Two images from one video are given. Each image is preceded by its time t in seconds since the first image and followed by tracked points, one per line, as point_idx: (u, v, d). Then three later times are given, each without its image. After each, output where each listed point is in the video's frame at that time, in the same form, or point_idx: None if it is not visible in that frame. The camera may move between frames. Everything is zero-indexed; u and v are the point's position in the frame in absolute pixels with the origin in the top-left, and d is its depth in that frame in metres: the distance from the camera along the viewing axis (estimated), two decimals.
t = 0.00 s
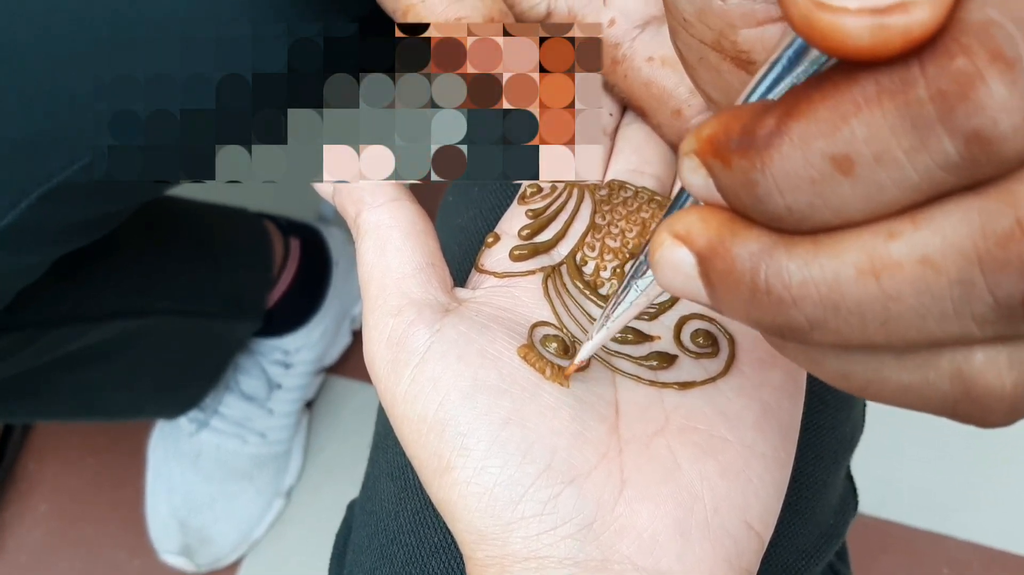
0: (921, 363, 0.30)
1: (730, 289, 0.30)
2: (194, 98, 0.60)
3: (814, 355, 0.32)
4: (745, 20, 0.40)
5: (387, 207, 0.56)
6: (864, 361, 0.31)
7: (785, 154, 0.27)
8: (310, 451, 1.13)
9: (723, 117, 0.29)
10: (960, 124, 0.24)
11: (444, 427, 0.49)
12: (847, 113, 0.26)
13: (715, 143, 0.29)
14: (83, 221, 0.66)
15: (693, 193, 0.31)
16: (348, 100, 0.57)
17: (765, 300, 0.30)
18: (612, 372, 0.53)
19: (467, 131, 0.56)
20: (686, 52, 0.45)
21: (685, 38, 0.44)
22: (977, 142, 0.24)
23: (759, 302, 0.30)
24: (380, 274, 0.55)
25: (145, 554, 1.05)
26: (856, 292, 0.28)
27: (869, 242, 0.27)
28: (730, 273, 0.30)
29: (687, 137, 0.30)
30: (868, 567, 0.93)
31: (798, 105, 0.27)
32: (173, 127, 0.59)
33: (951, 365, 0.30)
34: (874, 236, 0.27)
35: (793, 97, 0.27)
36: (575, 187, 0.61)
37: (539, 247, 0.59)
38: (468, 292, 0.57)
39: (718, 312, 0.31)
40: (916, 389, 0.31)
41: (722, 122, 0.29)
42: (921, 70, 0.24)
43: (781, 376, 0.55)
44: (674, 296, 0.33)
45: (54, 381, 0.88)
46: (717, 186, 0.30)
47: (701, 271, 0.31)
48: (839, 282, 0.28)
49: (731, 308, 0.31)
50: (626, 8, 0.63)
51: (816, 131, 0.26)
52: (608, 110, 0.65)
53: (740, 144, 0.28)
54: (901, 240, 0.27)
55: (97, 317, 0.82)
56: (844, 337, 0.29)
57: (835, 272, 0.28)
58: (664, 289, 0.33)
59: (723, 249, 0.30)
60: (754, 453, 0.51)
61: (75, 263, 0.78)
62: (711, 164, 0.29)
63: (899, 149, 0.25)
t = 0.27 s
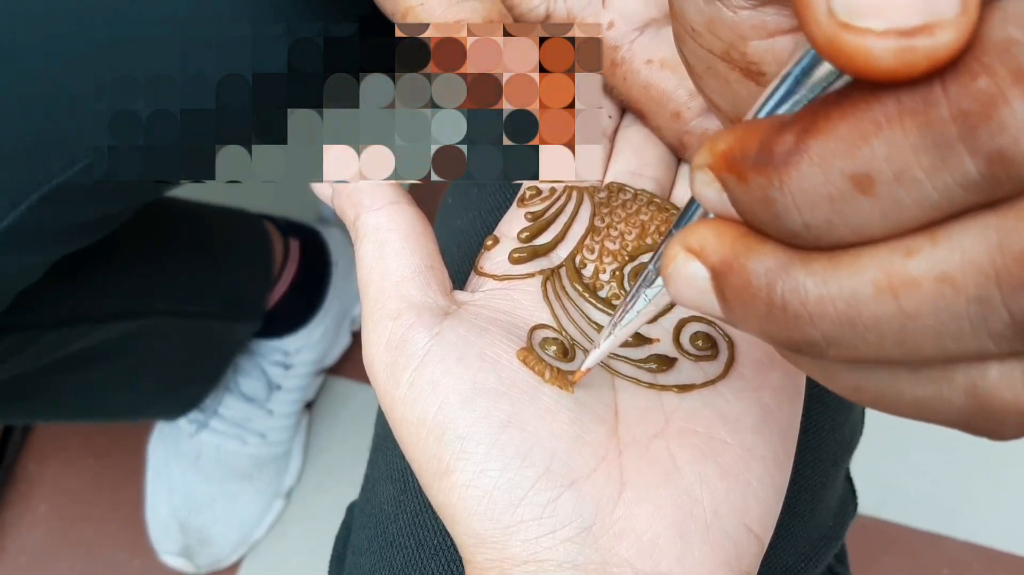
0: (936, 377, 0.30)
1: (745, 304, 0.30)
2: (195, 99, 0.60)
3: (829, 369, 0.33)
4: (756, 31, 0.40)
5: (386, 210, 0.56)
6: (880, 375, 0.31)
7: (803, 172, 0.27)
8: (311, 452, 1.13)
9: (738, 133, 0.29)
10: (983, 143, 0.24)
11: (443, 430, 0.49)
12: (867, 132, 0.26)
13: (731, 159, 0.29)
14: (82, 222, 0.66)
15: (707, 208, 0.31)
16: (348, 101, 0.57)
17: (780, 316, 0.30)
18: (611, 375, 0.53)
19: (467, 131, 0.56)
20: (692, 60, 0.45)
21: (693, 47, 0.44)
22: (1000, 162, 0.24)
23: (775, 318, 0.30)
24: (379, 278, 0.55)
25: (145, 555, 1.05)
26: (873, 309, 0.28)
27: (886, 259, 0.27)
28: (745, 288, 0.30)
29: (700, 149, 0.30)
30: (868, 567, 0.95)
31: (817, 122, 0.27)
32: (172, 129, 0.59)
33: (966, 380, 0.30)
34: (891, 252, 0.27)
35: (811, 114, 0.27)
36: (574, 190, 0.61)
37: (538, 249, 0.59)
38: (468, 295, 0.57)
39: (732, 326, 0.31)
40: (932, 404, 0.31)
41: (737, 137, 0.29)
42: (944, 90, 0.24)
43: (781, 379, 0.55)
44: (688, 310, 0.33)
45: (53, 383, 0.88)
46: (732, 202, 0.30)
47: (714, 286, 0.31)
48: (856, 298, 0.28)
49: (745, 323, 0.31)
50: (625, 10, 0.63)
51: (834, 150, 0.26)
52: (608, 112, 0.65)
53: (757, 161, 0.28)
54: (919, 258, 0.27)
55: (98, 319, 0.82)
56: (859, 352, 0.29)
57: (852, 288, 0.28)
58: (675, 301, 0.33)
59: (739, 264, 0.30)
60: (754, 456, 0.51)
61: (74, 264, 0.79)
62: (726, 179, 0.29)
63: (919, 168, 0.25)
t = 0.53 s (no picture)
0: (938, 385, 0.30)
1: (749, 313, 0.30)
2: (194, 100, 0.60)
3: (833, 376, 0.33)
4: (757, 36, 0.39)
5: (382, 213, 0.55)
6: (885, 382, 0.32)
7: (807, 181, 0.27)
8: (310, 453, 1.13)
9: (741, 141, 0.28)
10: (986, 153, 0.24)
11: (439, 433, 0.48)
12: (872, 142, 0.25)
13: (735, 169, 0.28)
14: (81, 223, 0.66)
15: (706, 214, 0.31)
16: (347, 102, 0.57)
17: (785, 325, 0.30)
18: (607, 377, 0.53)
19: (467, 132, 0.57)
20: (692, 65, 0.45)
21: (693, 52, 0.45)
22: (1003, 171, 0.24)
23: (779, 326, 0.30)
24: (375, 281, 0.54)
25: (145, 555, 1.05)
26: (878, 318, 0.28)
27: (891, 269, 0.27)
28: (750, 296, 0.30)
29: (704, 158, 0.30)
30: (866, 568, 0.94)
31: (820, 131, 0.26)
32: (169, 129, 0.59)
33: (968, 387, 0.30)
34: (896, 262, 0.27)
35: (814, 122, 0.27)
36: (571, 192, 0.61)
37: (534, 251, 0.59)
38: (464, 297, 0.57)
39: (737, 333, 0.32)
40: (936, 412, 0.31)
41: (741, 145, 0.28)
42: (948, 100, 0.24)
43: (778, 381, 0.55)
44: (692, 316, 0.33)
45: (53, 384, 0.88)
46: (736, 210, 0.29)
47: (719, 293, 0.31)
48: (862, 307, 0.28)
49: (750, 331, 0.31)
50: (623, 11, 0.63)
51: (837, 159, 0.26)
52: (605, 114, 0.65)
53: (760, 170, 0.28)
54: (924, 267, 0.27)
55: (98, 320, 0.82)
56: (865, 360, 0.29)
57: (858, 298, 0.28)
58: (676, 306, 0.33)
59: (743, 272, 0.30)
60: (752, 458, 0.51)
61: (74, 266, 0.79)
62: (730, 187, 0.29)
63: (924, 178, 0.25)
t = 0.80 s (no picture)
0: (948, 385, 0.30)
1: (759, 314, 0.30)
2: (192, 98, 0.60)
3: (842, 376, 0.33)
4: (761, 37, 0.39)
5: (380, 210, 0.55)
6: (893, 382, 0.31)
7: (815, 182, 0.27)
8: (310, 452, 1.13)
9: (750, 142, 0.29)
10: (995, 153, 0.24)
11: (437, 430, 0.48)
12: (878, 143, 0.25)
13: (741, 168, 0.29)
14: (81, 222, 0.66)
15: (716, 216, 0.32)
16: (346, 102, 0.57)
17: (795, 325, 0.30)
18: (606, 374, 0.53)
19: (467, 131, 0.56)
20: (696, 64, 0.45)
21: (695, 51, 0.45)
22: (1013, 172, 0.24)
23: (788, 327, 0.30)
24: (373, 278, 0.54)
25: (145, 555, 1.05)
26: (887, 318, 0.27)
27: (898, 269, 0.27)
28: (759, 297, 0.30)
29: (709, 160, 0.30)
30: (867, 567, 0.95)
31: (827, 133, 0.26)
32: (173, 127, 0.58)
33: (979, 388, 0.29)
34: (904, 262, 0.27)
35: (821, 123, 0.27)
36: (569, 189, 0.61)
37: (534, 248, 0.59)
38: (463, 294, 0.57)
39: (746, 335, 0.31)
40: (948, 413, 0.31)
41: (749, 147, 0.29)
42: (956, 101, 0.24)
43: (777, 377, 0.55)
44: (701, 317, 0.33)
45: (52, 384, 0.88)
46: (743, 211, 0.30)
47: (727, 294, 0.31)
48: (871, 308, 0.28)
49: (760, 332, 0.31)
50: (621, 9, 0.64)
51: (845, 160, 0.26)
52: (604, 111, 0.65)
53: (769, 171, 0.28)
54: (934, 267, 0.26)
55: (97, 319, 0.82)
56: (873, 361, 0.29)
57: (867, 299, 0.28)
58: (685, 309, 0.33)
59: (751, 273, 0.30)
60: (751, 454, 0.51)
61: (73, 265, 0.79)
62: (735, 189, 0.29)
63: (932, 178, 0.25)
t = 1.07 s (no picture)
0: (949, 383, 0.30)
1: (760, 313, 0.30)
2: (192, 98, 0.60)
3: (841, 373, 0.33)
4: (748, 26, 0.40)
5: (379, 209, 0.55)
6: (893, 380, 0.31)
7: (815, 184, 0.27)
8: (310, 452, 1.13)
9: (750, 143, 0.29)
10: (993, 154, 0.23)
11: (436, 430, 0.48)
12: (878, 145, 0.25)
13: (742, 169, 0.29)
14: (80, 222, 0.66)
15: (718, 217, 0.31)
16: (345, 102, 0.56)
17: (796, 326, 0.30)
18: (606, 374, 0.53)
19: (468, 131, 0.56)
20: (696, 65, 0.45)
21: (696, 53, 0.45)
22: (1012, 172, 0.24)
23: (790, 327, 0.30)
24: (372, 277, 0.54)
25: (145, 556, 1.05)
26: (888, 318, 0.28)
27: (900, 269, 0.27)
28: (760, 297, 0.30)
29: (713, 160, 0.30)
30: (866, 567, 0.94)
31: (828, 135, 0.26)
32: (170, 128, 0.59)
33: (979, 385, 0.30)
34: (906, 262, 0.27)
35: (821, 125, 0.27)
36: (569, 188, 0.61)
37: (534, 248, 0.59)
38: (462, 294, 0.57)
39: (747, 334, 0.31)
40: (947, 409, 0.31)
41: (750, 148, 0.29)
42: (955, 103, 0.24)
43: (776, 376, 0.55)
44: (700, 317, 0.33)
45: (51, 384, 0.88)
46: (745, 212, 0.30)
47: (729, 295, 0.31)
48: (872, 307, 0.28)
49: (760, 331, 0.31)
50: (620, 9, 0.64)
51: (845, 161, 0.26)
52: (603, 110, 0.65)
53: (769, 172, 0.28)
54: (934, 267, 0.26)
55: (96, 319, 0.82)
56: (874, 360, 0.29)
57: (867, 299, 0.28)
58: (687, 309, 0.33)
59: (753, 273, 0.30)
60: (750, 454, 0.51)
61: (72, 264, 0.79)
62: (738, 190, 0.29)
63: (930, 178, 0.25)
